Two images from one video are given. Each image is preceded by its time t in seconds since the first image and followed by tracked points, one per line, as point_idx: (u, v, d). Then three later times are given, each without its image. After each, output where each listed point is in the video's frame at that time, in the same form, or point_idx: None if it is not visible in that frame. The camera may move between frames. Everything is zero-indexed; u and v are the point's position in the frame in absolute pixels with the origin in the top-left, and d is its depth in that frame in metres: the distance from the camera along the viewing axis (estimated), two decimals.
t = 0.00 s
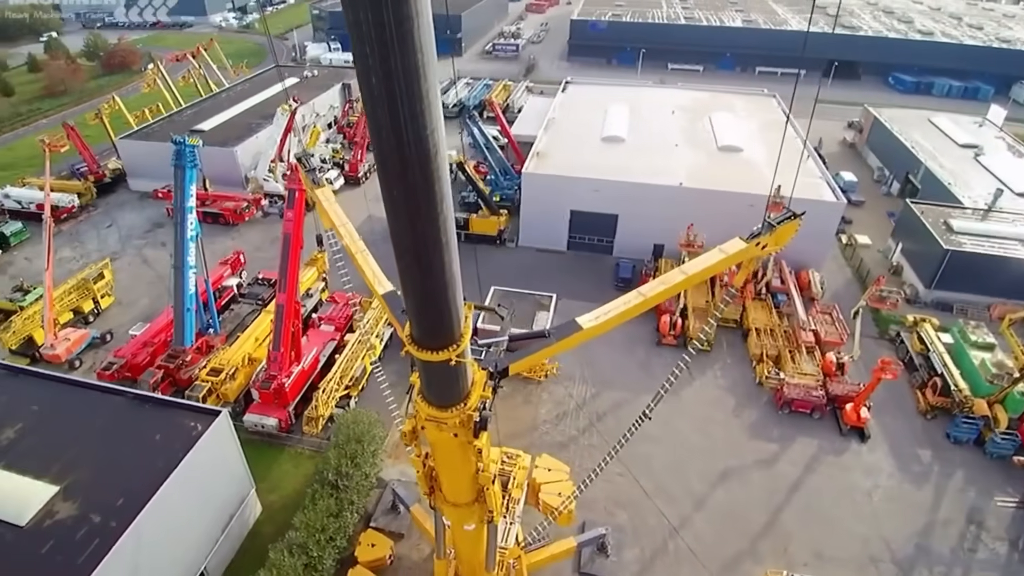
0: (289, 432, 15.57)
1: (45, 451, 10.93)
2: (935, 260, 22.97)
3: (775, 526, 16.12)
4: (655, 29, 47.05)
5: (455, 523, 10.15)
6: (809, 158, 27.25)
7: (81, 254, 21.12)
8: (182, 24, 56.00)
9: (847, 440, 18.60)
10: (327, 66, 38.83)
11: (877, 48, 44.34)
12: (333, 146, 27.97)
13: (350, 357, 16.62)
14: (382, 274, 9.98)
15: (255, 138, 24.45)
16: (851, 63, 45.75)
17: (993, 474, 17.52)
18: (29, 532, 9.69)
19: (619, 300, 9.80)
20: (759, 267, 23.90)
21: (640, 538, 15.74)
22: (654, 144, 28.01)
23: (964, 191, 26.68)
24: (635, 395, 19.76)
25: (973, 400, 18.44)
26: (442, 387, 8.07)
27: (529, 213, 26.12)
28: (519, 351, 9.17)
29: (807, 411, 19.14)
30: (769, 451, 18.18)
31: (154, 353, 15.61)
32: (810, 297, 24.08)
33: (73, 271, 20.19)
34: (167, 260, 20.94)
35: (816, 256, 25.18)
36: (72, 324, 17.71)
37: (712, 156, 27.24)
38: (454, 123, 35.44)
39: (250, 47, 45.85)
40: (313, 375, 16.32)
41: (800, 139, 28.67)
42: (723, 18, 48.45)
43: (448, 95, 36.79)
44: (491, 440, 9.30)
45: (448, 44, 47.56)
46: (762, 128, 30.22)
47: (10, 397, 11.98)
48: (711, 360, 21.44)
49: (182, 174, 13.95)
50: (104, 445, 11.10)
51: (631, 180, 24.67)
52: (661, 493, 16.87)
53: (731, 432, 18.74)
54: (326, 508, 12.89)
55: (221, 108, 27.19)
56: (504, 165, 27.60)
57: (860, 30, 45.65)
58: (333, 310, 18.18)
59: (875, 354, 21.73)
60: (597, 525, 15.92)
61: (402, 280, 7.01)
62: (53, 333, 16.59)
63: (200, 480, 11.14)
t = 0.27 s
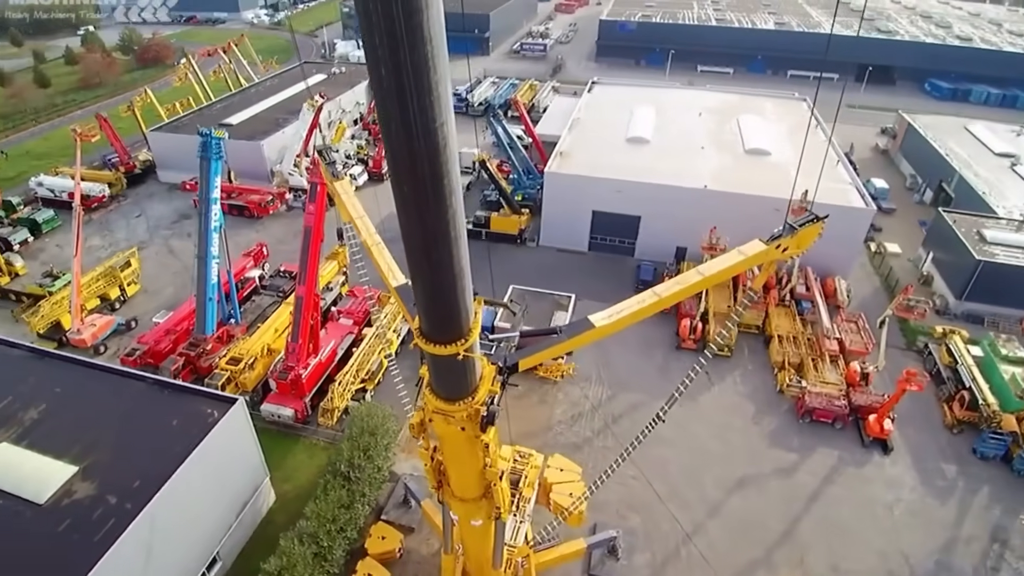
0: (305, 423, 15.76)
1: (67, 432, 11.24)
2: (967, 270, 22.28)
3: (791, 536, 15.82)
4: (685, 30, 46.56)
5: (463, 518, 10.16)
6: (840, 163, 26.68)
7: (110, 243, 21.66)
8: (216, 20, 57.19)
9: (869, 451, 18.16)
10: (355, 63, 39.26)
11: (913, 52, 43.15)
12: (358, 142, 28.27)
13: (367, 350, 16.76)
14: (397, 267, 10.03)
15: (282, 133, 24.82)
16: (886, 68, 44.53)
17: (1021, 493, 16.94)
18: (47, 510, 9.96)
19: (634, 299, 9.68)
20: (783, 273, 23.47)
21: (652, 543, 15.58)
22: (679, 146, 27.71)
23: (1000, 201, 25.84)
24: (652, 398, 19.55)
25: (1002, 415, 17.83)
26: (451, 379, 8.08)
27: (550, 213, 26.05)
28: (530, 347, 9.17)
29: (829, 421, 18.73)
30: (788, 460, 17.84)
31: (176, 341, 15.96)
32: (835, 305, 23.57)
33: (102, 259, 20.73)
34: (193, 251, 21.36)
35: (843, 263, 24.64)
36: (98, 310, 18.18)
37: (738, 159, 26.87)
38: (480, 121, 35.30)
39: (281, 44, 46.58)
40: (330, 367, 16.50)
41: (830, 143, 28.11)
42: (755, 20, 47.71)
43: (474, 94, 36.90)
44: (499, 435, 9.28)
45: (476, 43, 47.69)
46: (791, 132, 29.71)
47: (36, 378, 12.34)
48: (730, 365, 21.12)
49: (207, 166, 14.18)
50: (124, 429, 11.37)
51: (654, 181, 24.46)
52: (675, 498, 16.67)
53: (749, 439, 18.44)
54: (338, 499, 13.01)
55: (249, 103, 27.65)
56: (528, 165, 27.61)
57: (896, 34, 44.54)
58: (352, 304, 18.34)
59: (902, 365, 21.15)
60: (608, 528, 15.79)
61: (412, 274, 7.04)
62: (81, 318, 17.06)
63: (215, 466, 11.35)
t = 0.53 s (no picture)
0: (319, 415, 15.93)
1: (86, 416, 11.51)
2: (997, 279, 21.68)
3: (805, 546, 15.52)
4: (712, 31, 46.00)
5: (470, 513, 10.17)
6: (868, 168, 26.11)
7: (136, 234, 22.15)
8: (245, 17, 58.17)
9: (889, 462, 17.74)
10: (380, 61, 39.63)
11: (947, 56, 42.01)
12: (380, 139, 28.50)
13: (382, 345, 16.88)
14: (409, 260, 10.08)
15: (306, 128, 25.14)
16: (919, 72, 43.40)
17: None
18: (64, 491, 10.23)
19: (647, 298, 9.57)
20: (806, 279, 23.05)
21: (662, 547, 15.42)
22: (703, 147, 27.41)
23: None
24: (667, 401, 19.36)
25: None
26: (458, 373, 8.09)
27: (570, 213, 25.94)
28: (540, 343, 9.18)
29: (848, 430, 18.35)
30: (805, 468, 17.52)
31: (196, 330, 16.28)
32: (859, 312, 23.09)
33: (127, 249, 21.22)
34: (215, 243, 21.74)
35: (868, 270, 24.13)
36: (122, 299, 18.61)
37: (762, 162, 26.47)
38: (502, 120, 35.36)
39: (308, 41, 47.20)
40: (346, 360, 16.65)
41: (858, 148, 27.55)
42: (784, 22, 46.98)
43: (497, 93, 36.98)
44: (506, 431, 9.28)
45: (501, 42, 47.72)
46: (818, 135, 29.18)
47: (59, 363, 12.67)
48: (749, 370, 20.81)
49: (230, 158, 14.37)
50: (140, 415, 11.60)
51: (675, 183, 24.23)
52: (688, 503, 16.48)
53: (765, 446, 18.14)
54: (348, 490, 13.13)
55: (275, 98, 28.05)
56: (549, 164, 27.55)
57: (930, 38, 43.48)
58: (369, 299, 18.49)
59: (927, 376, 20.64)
60: (618, 531, 15.67)
61: (421, 268, 7.05)
62: (104, 306, 17.48)
63: (229, 454, 11.53)
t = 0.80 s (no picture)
0: (333, 408, 16.09)
1: (104, 401, 11.79)
2: None
3: (818, 556, 15.26)
4: (738, 32, 45.43)
5: (476, 509, 10.18)
6: (896, 173, 25.56)
7: (160, 225, 22.61)
8: (273, 13, 59.08)
9: (909, 474, 17.34)
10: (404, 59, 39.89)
11: (981, 62, 40.93)
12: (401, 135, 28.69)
13: (396, 340, 16.97)
14: (422, 253, 10.12)
15: (328, 124, 25.41)
16: (951, 77, 42.33)
17: None
18: (79, 474, 10.48)
19: (660, 296, 9.45)
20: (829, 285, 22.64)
21: (672, 551, 15.28)
22: (725, 149, 27.08)
23: None
24: (681, 405, 19.18)
25: None
26: (466, 366, 8.10)
27: (589, 213, 25.81)
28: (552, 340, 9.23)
29: (867, 440, 17.97)
30: (821, 477, 17.22)
31: (214, 321, 16.62)
32: (883, 320, 22.61)
33: (151, 240, 21.67)
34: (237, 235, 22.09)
35: (892, 276, 23.64)
36: (144, 288, 19.02)
37: (786, 165, 26.09)
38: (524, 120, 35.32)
39: (334, 39, 47.75)
40: (361, 355, 16.79)
41: (887, 153, 26.98)
42: (813, 25, 46.22)
43: (520, 92, 36.99)
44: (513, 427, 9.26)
45: (525, 41, 47.71)
46: (845, 139, 28.64)
47: (79, 349, 12.97)
48: (766, 376, 20.51)
49: (252, 151, 14.53)
50: (156, 401, 11.84)
51: (696, 184, 24.00)
52: (700, 508, 16.31)
53: (781, 453, 17.88)
54: (357, 483, 13.23)
55: (299, 94, 28.40)
56: (569, 164, 27.46)
57: (963, 43, 42.41)
58: (385, 294, 18.62)
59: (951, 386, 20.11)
60: (627, 533, 15.56)
61: (430, 261, 7.08)
62: (126, 295, 17.86)
63: (242, 443, 11.72)
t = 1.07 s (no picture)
0: (341, 401, 16.21)
1: (115, 388, 11.99)
2: None
3: (826, 561, 15.07)
4: (756, 33, 45.05)
5: (479, 502, 10.20)
6: (913, 176, 25.19)
7: (175, 218, 22.95)
8: (291, 11, 59.69)
9: (922, 480, 17.07)
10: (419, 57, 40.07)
11: (1004, 66, 40.17)
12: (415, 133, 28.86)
13: (405, 335, 17.05)
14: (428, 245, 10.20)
15: (342, 121, 25.62)
16: (973, 81, 41.61)
17: None
18: (89, 459, 10.68)
19: (666, 292, 9.42)
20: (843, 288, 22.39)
21: (677, 552, 15.19)
22: (740, 149, 26.86)
23: None
24: (690, 406, 19.06)
25: None
26: (468, 358, 8.14)
27: (601, 212, 25.72)
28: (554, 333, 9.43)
29: (880, 445, 17.73)
30: (831, 482, 17.00)
31: (226, 313, 16.90)
32: (898, 325, 22.30)
33: (166, 232, 21.99)
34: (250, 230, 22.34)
35: (909, 280, 23.28)
36: (159, 280, 19.33)
37: (802, 166, 25.83)
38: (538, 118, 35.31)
39: (351, 37, 48.12)
40: (370, 349, 16.90)
41: (906, 155, 26.59)
42: (833, 26, 45.68)
43: (535, 91, 37.00)
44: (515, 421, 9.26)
45: (541, 40, 47.67)
46: (863, 140, 28.29)
47: (92, 338, 13.21)
48: (777, 378, 20.30)
49: (265, 145, 14.69)
50: (166, 390, 12.02)
51: (710, 184, 23.85)
52: (707, 510, 16.19)
53: (790, 456, 17.69)
54: (363, 475, 13.35)
55: (314, 91, 28.67)
56: (582, 163, 27.41)
57: (987, 46, 41.65)
58: (395, 290, 18.73)
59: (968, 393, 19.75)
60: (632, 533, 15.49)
61: (432, 253, 7.12)
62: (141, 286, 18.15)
63: (250, 432, 11.88)
